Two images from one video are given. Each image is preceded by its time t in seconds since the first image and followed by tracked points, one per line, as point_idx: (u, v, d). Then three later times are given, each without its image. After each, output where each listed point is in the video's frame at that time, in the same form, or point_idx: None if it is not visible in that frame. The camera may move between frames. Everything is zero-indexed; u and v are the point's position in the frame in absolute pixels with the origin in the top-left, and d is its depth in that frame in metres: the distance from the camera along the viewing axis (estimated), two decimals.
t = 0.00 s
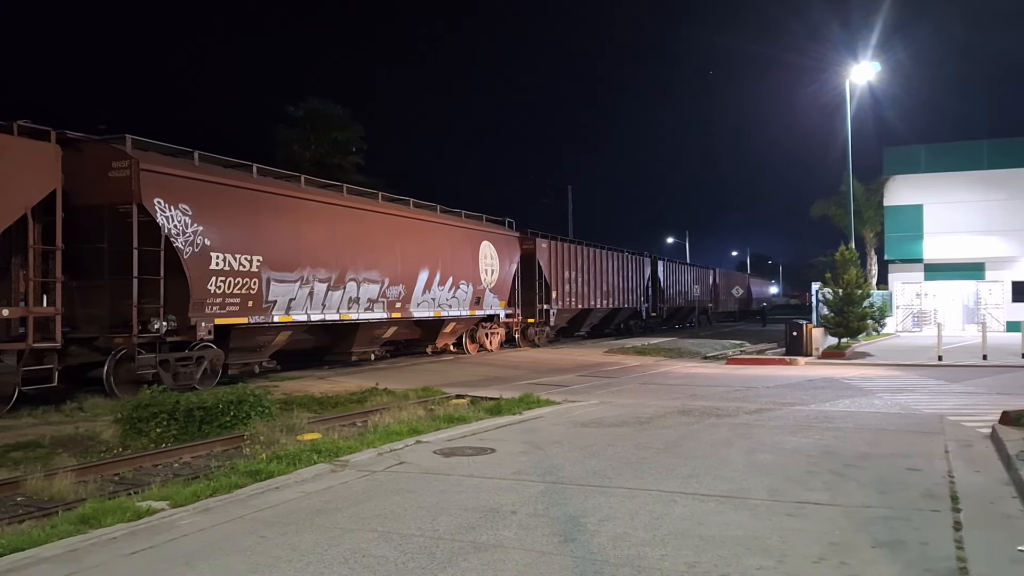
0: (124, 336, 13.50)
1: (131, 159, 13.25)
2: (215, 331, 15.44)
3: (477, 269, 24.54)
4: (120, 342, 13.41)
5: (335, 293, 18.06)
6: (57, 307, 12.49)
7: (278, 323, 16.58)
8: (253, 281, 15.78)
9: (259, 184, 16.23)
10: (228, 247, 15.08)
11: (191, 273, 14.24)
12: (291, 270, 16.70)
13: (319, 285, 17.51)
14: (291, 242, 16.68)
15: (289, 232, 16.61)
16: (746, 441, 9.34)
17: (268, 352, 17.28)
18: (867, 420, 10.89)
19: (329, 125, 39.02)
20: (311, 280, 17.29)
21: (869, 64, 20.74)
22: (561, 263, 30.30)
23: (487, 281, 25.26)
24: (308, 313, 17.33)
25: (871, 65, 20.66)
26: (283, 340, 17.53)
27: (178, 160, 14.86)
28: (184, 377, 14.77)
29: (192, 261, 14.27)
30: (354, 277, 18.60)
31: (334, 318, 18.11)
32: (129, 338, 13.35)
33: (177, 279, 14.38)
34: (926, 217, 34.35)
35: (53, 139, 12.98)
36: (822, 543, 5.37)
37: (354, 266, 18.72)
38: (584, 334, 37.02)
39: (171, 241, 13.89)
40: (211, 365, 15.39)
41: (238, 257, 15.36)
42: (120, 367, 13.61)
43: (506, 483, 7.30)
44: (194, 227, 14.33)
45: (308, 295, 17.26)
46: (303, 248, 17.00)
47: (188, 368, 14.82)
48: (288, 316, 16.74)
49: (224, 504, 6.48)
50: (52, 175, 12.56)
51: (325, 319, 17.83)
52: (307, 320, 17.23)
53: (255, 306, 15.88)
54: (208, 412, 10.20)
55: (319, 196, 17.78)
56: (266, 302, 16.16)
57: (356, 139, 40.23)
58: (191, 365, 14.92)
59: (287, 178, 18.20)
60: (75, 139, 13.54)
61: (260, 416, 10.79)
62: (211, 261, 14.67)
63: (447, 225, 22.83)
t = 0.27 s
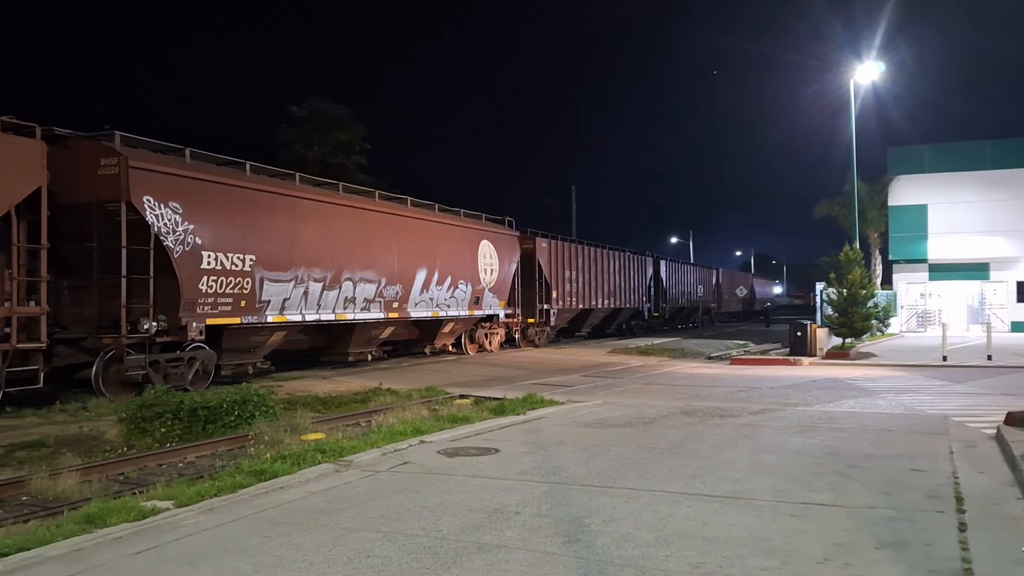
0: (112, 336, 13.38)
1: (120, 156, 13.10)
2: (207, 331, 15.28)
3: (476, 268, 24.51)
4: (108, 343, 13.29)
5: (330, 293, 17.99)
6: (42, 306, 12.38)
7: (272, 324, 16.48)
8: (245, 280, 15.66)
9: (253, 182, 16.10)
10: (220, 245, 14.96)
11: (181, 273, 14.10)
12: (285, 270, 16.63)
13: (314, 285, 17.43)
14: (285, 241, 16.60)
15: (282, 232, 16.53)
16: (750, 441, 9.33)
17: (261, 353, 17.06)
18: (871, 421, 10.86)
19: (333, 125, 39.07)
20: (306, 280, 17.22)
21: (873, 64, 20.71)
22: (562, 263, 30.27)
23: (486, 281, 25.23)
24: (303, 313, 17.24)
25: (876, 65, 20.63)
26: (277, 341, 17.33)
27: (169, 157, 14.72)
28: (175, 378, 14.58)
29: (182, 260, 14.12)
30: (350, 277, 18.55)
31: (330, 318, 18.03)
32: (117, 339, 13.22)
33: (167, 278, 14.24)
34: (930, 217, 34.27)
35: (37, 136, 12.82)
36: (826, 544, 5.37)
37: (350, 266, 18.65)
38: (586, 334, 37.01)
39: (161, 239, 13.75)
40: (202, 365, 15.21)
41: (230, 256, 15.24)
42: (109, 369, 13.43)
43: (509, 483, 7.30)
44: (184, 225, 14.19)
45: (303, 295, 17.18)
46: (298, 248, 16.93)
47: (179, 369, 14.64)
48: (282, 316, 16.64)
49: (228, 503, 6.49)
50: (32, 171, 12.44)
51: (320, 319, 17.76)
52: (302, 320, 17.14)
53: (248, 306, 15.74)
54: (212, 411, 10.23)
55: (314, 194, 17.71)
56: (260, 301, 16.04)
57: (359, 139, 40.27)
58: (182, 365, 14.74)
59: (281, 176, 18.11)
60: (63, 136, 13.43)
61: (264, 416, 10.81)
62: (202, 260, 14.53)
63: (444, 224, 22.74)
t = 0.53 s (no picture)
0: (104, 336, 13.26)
1: (110, 153, 13.10)
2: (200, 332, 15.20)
3: (477, 268, 24.52)
4: (98, 343, 13.22)
5: (328, 293, 17.99)
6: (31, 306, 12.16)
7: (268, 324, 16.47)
8: (240, 280, 15.62)
9: (249, 180, 16.10)
10: (215, 245, 14.95)
11: (174, 272, 14.07)
12: (282, 269, 16.64)
13: (311, 285, 17.44)
14: (282, 241, 16.61)
15: (279, 231, 16.53)
16: (756, 441, 9.32)
17: (257, 353, 17.09)
18: (878, 421, 10.83)
19: (339, 125, 39.15)
20: (303, 280, 17.22)
21: (881, 64, 20.65)
22: (564, 263, 30.25)
23: (487, 280, 25.23)
24: (300, 314, 17.24)
25: (883, 65, 20.57)
26: (272, 341, 17.33)
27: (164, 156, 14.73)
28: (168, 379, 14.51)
29: (175, 259, 14.09)
30: (348, 276, 18.55)
31: (327, 318, 18.01)
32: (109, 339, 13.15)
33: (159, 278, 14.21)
34: (937, 217, 34.11)
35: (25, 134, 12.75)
36: (834, 544, 5.35)
37: (348, 265, 18.65)
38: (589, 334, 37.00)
39: (154, 237, 13.73)
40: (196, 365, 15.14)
41: (225, 255, 15.20)
42: (100, 369, 13.37)
43: (516, 483, 7.29)
44: (177, 223, 14.18)
45: (300, 295, 17.18)
46: (295, 247, 16.94)
47: (172, 370, 14.56)
48: (278, 316, 16.63)
49: (235, 503, 6.50)
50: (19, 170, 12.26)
51: (318, 319, 17.75)
52: (298, 320, 17.13)
53: (242, 307, 15.71)
54: (219, 410, 10.25)
55: (312, 194, 17.72)
56: (256, 301, 16.02)
57: (365, 139, 40.34)
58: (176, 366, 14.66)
59: (279, 174, 18.11)
60: (54, 134, 13.45)
61: (271, 415, 10.82)
62: (195, 259, 14.51)
63: (443, 223, 22.71)
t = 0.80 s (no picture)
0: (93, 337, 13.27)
1: (100, 150, 13.05)
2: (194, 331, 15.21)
3: (478, 268, 24.52)
4: (88, 344, 13.23)
5: (326, 293, 18.01)
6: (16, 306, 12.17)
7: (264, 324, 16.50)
8: (235, 279, 15.65)
9: (244, 178, 16.09)
10: (209, 243, 14.96)
11: (165, 271, 14.10)
12: (278, 268, 16.67)
13: (308, 284, 17.46)
14: (278, 240, 16.64)
15: (275, 230, 16.55)
16: (763, 442, 9.30)
17: (254, 353, 17.10)
18: (886, 421, 10.80)
19: (345, 125, 39.21)
20: (300, 279, 17.25)
21: (887, 63, 20.59)
22: (566, 262, 30.22)
23: (489, 280, 25.22)
24: (296, 314, 17.27)
25: (890, 65, 20.51)
26: (269, 342, 17.32)
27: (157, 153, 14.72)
28: (161, 380, 14.45)
29: (166, 258, 14.12)
30: (346, 276, 18.58)
31: (325, 318, 18.01)
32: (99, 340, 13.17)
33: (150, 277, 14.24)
34: (943, 217, 34.08)
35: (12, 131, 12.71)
36: (842, 544, 5.34)
37: (346, 265, 18.67)
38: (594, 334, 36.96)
39: (144, 236, 13.73)
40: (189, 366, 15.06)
41: (219, 254, 15.22)
42: (89, 371, 13.32)
43: (523, 483, 7.29)
44: (168, 221, 14.18)
45: (297, 294, 17.20)
46: (291, 246, 16.96)
47: (164, 370, 14.50)
48: (275, 316, 16.66)
49: (243, 502, 6.51)
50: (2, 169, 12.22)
51: (315, 319, 17.76)
52: (295, 319, 17.16)
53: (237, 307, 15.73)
54: (226, 410, 10.28)
55: (310, 192, 17.73)
56: (251, 301, 16.04)
57: (371, 139, 40.39)
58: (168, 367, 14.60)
59: (275, 172, 18.11)
60: (45, 131, 13.40)
61: (278, 415, 10.83)
62: (188, 258, 14.53)
63: (443, 222, 22.68)
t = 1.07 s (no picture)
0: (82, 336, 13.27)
1: (88, 147, 13.09)
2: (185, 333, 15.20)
3: (478, 267, 24.52)
4: (76, 344, 13.17)
5: (321, 292, 18.04)
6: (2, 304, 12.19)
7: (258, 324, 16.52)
8: (228, 279, 15.67)
9: (239, 176, 16.12)
10: (201, 242, 14.99)
11: (157, 270, 14.12)
12: (273, 267, 16.70)
13: (304, 284, 17.50)
14: (273, 238, 16.67)
15: (269, 228, 16.59)
16: (769, 442, 9.28)
17: (249, 354, 17.15)
18: (892, 421, 10.78)
19: (349, 125, 39.26)
20: (295, 278, 17.28)
21: (893, 63, 20.56)
22: (567, 262, 30.21)
23: (489, 280, 25.22)
24: (292, 313, 17.30)
25: (896, 65, 20.47)
26: (264, 342, 17.36)
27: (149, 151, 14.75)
28: (153, 382, 14.47)
29: (157, 257, 14.13)
30: (343, 275, 18.60)
31: (321, 317, 18.05)
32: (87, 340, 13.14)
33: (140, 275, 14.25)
34: (949, 217, 33.97)
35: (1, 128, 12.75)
36: (849, 544, 5.34)
37: (343, 264, 18.70)
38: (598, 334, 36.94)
39: (135, 234, 13.75)
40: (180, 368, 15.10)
41: (211, 253, 15.24)
42: (80, 372, 13.33)
43: (530, 482, 7.30)
44: (159, 219, 14.20)
45: (292, 293, 17.24)
46: (286, 245, 17.00)
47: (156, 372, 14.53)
48: (269, 316, 16.70)
49: (253, 501, 6.53)
50: None
51: (311, 318, 17.79)
52: (290, 319, 17.20)
53: (229, 307, 15.73)
54: (233, 409, 10.30)
55: (306, 191, 17.76)
56: (245, 301, 16.07)
57: (375, 139, 40.44)
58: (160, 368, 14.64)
59: (270, 171, 18.15)
60: (35, 128, 13.48)
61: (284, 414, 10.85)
62: (179, 257, 14.54)
63: (442, 221, 22.69)
